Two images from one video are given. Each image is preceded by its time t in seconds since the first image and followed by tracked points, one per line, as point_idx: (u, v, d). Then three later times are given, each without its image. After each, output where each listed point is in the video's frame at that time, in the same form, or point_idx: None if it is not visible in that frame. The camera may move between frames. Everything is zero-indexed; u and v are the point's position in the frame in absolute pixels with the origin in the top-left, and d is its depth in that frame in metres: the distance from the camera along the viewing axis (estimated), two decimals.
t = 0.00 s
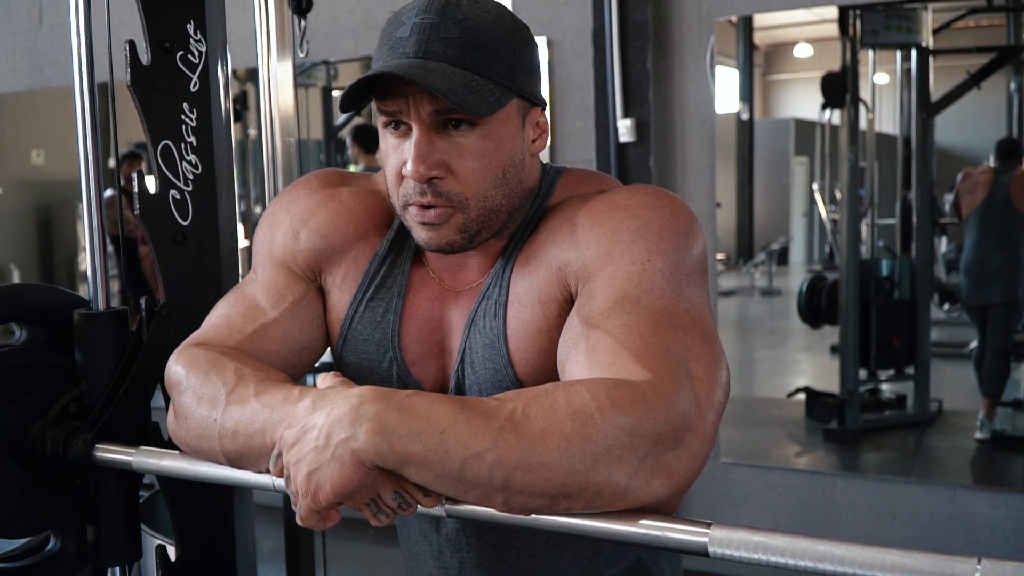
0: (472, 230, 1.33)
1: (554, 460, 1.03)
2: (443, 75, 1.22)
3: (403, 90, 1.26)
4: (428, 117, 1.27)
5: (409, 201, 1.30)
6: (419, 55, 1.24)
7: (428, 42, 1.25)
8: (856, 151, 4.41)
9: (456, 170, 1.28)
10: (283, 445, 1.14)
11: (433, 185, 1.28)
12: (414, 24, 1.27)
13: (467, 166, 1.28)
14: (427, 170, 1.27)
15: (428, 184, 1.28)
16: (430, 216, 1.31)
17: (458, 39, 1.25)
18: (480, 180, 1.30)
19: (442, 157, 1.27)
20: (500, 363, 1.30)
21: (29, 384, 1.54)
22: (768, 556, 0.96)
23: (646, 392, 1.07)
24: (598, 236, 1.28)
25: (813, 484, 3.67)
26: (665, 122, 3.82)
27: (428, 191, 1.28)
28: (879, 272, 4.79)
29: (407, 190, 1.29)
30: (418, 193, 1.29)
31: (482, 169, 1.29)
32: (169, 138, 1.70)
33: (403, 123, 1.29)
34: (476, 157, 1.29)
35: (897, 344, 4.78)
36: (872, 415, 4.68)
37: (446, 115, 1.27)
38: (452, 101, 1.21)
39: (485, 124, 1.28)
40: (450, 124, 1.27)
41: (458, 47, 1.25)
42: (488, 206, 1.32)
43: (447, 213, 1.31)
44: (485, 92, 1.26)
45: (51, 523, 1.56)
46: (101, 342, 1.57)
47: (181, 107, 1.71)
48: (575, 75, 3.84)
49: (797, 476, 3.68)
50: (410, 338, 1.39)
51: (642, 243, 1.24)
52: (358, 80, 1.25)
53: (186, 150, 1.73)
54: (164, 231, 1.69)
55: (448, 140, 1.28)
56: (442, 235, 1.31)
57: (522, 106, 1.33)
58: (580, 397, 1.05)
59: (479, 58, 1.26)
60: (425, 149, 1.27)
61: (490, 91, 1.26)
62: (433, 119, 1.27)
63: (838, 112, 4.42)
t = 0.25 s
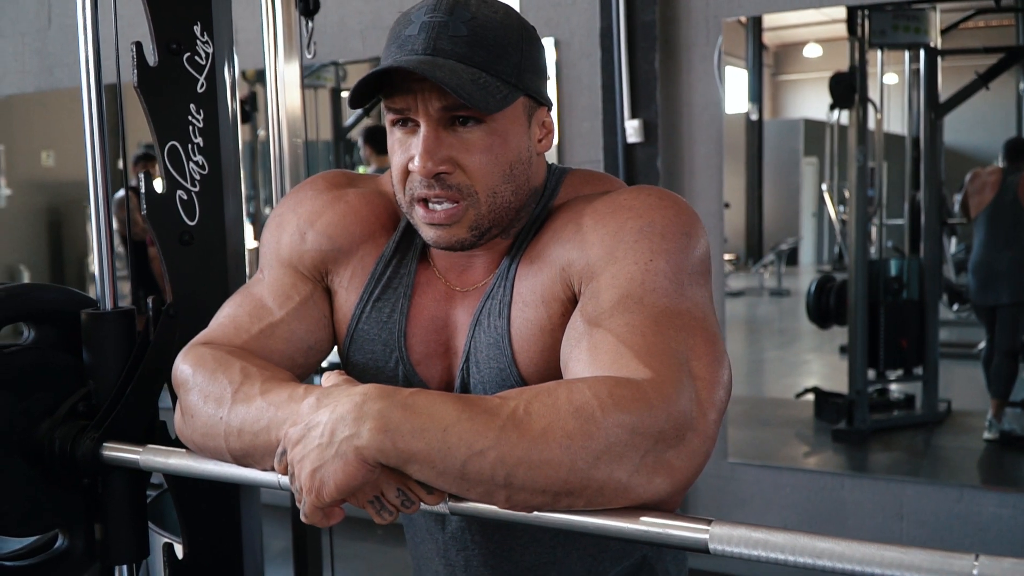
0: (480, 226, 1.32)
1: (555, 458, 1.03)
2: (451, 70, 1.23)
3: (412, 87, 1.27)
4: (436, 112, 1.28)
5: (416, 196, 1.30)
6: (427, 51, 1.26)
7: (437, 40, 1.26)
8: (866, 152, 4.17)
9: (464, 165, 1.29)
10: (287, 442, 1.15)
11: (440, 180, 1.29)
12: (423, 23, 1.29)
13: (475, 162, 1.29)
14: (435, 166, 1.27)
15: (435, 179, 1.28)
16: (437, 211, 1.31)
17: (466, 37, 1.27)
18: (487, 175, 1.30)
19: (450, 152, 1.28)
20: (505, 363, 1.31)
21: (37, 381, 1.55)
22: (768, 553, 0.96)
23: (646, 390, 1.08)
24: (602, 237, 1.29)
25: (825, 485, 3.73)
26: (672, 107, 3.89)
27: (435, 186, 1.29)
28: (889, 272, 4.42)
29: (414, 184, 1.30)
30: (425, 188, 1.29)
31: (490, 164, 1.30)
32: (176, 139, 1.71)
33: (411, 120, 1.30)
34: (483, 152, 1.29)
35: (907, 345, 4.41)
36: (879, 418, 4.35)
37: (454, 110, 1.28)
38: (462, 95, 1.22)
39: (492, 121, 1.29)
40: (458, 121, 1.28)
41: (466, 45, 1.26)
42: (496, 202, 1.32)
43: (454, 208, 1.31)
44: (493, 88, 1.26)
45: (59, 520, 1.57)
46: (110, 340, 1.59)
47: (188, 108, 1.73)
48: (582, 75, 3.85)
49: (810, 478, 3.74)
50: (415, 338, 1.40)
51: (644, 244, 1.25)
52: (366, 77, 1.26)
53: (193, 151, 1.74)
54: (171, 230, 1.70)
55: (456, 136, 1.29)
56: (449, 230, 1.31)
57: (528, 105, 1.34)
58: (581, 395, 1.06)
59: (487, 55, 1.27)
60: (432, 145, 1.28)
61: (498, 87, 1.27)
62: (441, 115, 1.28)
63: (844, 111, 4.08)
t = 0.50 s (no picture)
0: (500, 225, 1.33)
1: (560, 463, 1.03)
2: (478, 70, 1.23)
3: (433, 88, 1.26)
4: (457, 113, 1.27)
5: (438, 197, 1.30)
6: (449, 52, 1.24)
7: (456, 40, 1.25)
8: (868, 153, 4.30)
9: (487, 165, 1.29)
10: (293, 448, 1.15)
11: (463, 180, 1.29)
12: (439, 23, 1.27)
13: (497, 161, 1.29)
14: (459, 166, 1.27)
15: (459, 179, 1.28)
16: (459, 211, 1.31)
17: (485, 37, 1.26)
18: (509, 174, 1.30)
19: (472, 152, 1.28)
20: (511, 367, 1.31)
21: (42, 386, 1.56)
22: (773, 558, 0.96)
23: (651, 395, 1.08)
24: (608, 242, 1.29)
25: (828, 486, 3.74)
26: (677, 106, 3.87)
27: (458, 186, 1.29)
28: (893, 274, 4.31)
29: (436, 186, 1.29)
30: (448, 188, 1.29)
31: (511, 163, 1.30)
32: (182, 144, 1.72)
33: (430, 122, 1.29)
34: (505, 151, 1.29)
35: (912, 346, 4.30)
36: (884, 420, 4.19)
37: (476, 110, 1.28)
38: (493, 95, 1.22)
39: (512, 119, 1.29)
40: (479, 121, 1.28)
41: (485, 45, 1.26)
42: (516, 200, 1.33)
43: (477, 207, 1.31)
44: (516, 87, 1.27)
45: (65, 525, 1.57)
46: (114, 346, 1.59)
47: (194, 113, 1.73)
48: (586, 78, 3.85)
49: (813, 481, 3.75)
50: (422, 342, 1.40)
51: (651, 249, 1.25)
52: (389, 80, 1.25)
53: (199, 156, 1.75)
54: (177, 235, 1.71)
55: (477, 136, 1.29)
56: (471, 230, 1.31)
57: (542, 104, 1.35)
58: (586, 401, 1.06)
59: (507, 54, 1.27)
60: (455, 145, 1.28)
61: (519, 86, 1.28)
62: (463, 115, 1.28)
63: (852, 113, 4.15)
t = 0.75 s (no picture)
0: (513, 226, 1.33)
1: (566, 472, 1.03)
2: (493, 71, 1.23)
3: (447, 90, 1.26)
4: (471, 115, 1.27)
5: (452, 199, 1.30)
6: (462, 53, 1.24)
7: (469, 42, 1.25)
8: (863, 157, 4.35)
9: (500, 166, 1.29)
10: (296, 456, 1.14)
11: (477, 181, 1.28)
12: (450, 24, 1.26)
13: (511, 162, 1.29)
14: (474, 167, 1.27)
15: (473, 181, 1.28)
16: (473, 212, 1.31)
17: (497, 38, 1.26)
18: (522, 175, 1.30)
19: (486, 153, 1.28)
20: (517, 371, 1.31)
21: (41, 393, 1.55)
22: (779, 568, 0.96)
23: (658, 404, 1.08)
24: (619, 249, 1.29)
25: (822, 493, 3.64)
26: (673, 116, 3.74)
27: (473, 187, 1.28)
28: (887, 279, 4.74)
29: (450, 187, 1.29)
30: (462, 190, 1.29)
31: (524, 164, 1.30)
32: (183, 150, 1.71)
33: (443, 124, 1.29)
34: (519, 152, 1.29)
35: (904, 350, 4.69)
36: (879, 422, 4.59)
37: (490, 111, 1.28)
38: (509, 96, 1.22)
39: (525, 120, 1.30)
40: (493, 122, 1.28)
41: (498, 45, 1.26)
42: (529, 201, 1.33)
43: (490, 208, 1.31)
44: (529, 87, 1.27)
45: (64, 533, 1.56)
46: (114, 353, 1.59)
47: (195, 119, 1.73)
48: (582, 82, 3.85)
49: (807, 485, 3.65)
50: (425, 346, 1.40)
51: (661, 257, 1.25)
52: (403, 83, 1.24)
53: (199, 162, 1.75)
54: (177, 242, 1.70)
55: (491, 138, 1.28)
56: (485, 231, 1.31)
57: (551, 105, 1.36)
58: (593, 410, 1.06)
59: (519, 54, 1.27)
60: (469, 147, 1.28)
61: (532, 87, 1.28)
62: (476, 117, 1.28)
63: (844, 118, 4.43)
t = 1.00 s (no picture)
0: (511, 216, 1.32)
1: (566, 479, 1.03)
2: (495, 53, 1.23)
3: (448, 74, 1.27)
4: (472, 100, 1.27)
5: (450, 184, 1.29)
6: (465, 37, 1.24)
7: (471, 27, 1.25)
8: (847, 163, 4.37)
9: (500, 153, 1.28)
10: (295, 462, 1.14)
11: (476, 167, 1.27)
12: (453, 11, 1.27)
13: (510, 149, 1.28)
14: (473, 151, 1.26)
15: (472, 165, 1.27)
16: (471, 200, 1.30)
17: (499, 26, 1.27)
18: (522, 163, 1.30)
19: (485, 139, 1.28)
20: (513, 372, 1.30)
21: (33, 402, 1.53)
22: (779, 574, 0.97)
23: (658, 411, 1.08)
24: (618, 253, 1.29)
25: (807, 497, 3.65)
26: (660, 122, 3.73)
27: (471, 173, 1.28)
28: (871, 282, 4.69)
29: (448, 172, 1.28)
30: (460, 175, 1.28)
31: (524, 152, 1.29)
32: (175, 157, 1.71)
33: (443, 110, 1.29)
34: (518, 140, 1.29)
35: (889, 354, 4.70)
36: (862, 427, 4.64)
37: (491, 97, 1.28)
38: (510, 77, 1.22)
39: (524, 109, 1.30)
40: (493, 109, 1.28)
41: (500, 32, 1.26)
42: (528, 191, 1.32)
43: (488, 195, 1.30)
44: (530, 74, 1.27)
45: (57, 542, 1.56)
46: (107, 359, 1.59)
47: (188, 125, 1.73)
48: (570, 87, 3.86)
49: (792, 488, 3.66)
50: (414, 347, 1.39)
51: (662, 262, 1.26)
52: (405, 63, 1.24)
53: (192, 168, 1.74)
54: (170, 248, 1.70)
55: (490, 124, 1.28)
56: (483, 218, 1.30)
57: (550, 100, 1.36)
58: (593, 417, 1.06)
59: (521, 42, 1.27)
60: (469, 132, 1.27)
61: (533, 74, 1.28)
62: (477, 101, 1.28)
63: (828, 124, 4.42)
